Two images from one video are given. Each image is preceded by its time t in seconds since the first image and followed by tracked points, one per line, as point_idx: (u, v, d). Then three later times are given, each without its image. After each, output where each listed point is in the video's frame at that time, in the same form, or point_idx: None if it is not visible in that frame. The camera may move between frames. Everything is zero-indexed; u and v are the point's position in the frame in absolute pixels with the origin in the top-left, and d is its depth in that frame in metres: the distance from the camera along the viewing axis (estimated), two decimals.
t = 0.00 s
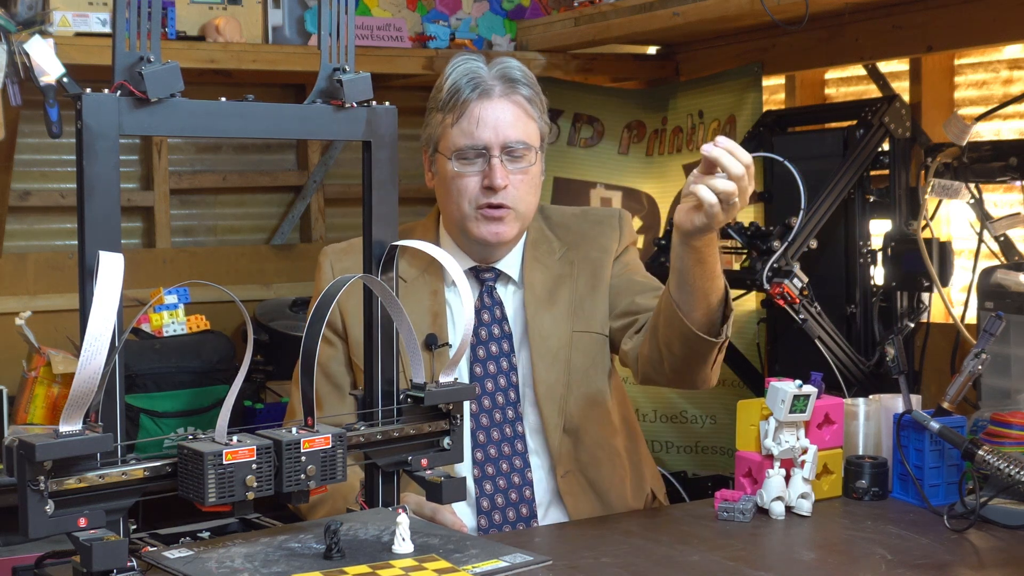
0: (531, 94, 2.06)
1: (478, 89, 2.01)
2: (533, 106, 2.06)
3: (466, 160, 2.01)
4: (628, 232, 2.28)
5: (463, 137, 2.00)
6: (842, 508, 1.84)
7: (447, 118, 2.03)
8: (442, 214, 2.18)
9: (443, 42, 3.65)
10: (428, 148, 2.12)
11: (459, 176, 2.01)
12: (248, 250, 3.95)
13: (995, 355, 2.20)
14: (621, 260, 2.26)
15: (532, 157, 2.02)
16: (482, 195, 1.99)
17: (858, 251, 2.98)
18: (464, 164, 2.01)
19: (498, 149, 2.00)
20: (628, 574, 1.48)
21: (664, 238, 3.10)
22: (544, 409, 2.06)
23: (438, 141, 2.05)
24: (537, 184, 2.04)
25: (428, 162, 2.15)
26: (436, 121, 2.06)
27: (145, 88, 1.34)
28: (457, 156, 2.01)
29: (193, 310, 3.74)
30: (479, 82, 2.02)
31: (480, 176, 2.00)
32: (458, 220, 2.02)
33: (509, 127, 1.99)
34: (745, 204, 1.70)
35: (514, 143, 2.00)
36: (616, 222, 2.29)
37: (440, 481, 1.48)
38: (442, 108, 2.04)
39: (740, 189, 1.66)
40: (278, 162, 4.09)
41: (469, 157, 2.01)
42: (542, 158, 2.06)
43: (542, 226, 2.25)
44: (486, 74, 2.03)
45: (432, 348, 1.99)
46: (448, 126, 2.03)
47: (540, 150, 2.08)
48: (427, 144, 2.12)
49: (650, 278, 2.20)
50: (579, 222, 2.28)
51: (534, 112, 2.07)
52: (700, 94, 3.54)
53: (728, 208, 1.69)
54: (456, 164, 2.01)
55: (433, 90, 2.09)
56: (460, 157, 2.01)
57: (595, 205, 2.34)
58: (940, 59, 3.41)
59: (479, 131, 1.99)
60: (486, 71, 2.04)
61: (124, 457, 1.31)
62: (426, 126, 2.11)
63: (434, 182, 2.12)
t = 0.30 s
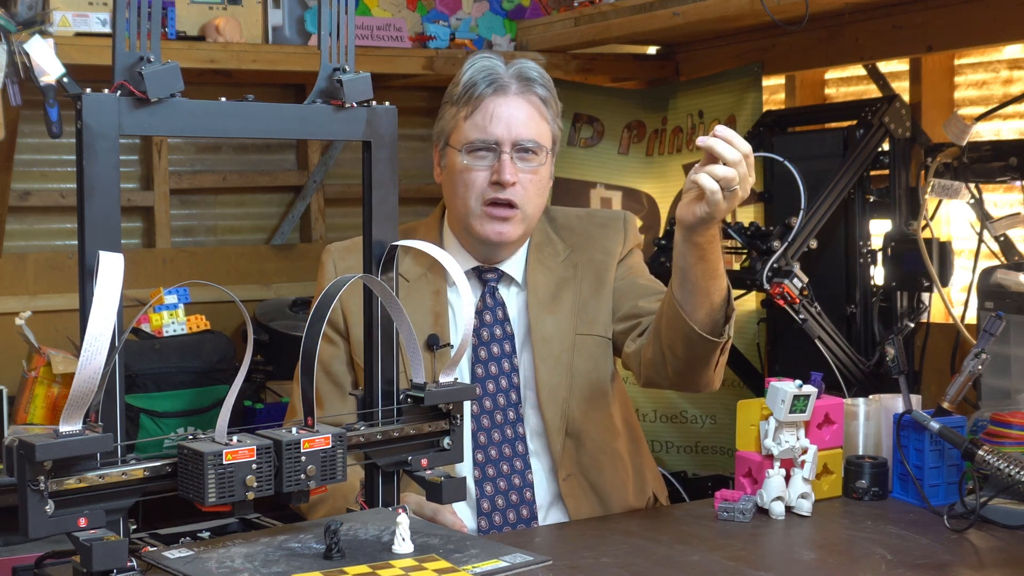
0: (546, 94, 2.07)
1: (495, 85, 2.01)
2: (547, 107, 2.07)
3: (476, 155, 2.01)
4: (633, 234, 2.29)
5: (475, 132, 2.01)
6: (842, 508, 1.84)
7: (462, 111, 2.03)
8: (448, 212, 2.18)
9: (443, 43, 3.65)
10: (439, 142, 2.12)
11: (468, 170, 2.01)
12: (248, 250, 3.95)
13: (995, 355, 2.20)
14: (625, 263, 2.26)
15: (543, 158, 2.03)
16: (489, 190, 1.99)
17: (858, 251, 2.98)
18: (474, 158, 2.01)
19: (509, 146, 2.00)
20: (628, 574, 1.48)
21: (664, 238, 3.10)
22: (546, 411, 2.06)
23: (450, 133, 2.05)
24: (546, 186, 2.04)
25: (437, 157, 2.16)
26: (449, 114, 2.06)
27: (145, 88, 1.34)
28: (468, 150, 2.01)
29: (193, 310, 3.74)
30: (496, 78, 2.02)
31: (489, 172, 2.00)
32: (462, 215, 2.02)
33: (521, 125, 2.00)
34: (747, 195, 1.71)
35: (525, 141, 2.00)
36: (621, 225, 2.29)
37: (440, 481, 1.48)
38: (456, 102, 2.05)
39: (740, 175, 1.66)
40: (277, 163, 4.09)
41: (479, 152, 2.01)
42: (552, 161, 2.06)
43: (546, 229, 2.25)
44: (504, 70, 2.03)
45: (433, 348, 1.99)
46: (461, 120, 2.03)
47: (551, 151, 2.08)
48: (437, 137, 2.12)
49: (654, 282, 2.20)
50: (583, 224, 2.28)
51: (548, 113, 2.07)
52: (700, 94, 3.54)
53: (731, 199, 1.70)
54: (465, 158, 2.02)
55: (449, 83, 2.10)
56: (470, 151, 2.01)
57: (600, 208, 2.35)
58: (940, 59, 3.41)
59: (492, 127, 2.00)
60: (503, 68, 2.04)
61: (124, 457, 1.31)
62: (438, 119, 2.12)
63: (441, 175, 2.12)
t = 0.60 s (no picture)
0: (559, 96, 2.07)
1: (509, 86, 2.01)
2: (560, 108, 2.07)
3: (488, 154, 2.01)
4: (638, 238, 2.27)
5: (487, 131, 2.01)
6: (842, 508, 1.84)
7: (474, 111, 2.03)
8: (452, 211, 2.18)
9: (443, 43, 3.66)
10: (448, 140, 2.12)
11: (480, 170, 2.01)
12: (248, 250, 3.95)
13: (995, 355, 2.20)
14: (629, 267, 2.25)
15: (554, 159, 2.03)
16: (501, 191, 2.00)
17: (858, 251, 2.98)
18: (486, 158, 2.01)
19: (521, 148, 2.00)
20: (628, 574, 1.48)
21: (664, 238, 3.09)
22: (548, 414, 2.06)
23: (461, 132, 2.05)
24: (555, 187, 2.05)
25: (445, 155, 2.16)
26: (461, 113, 2.06)
27: (145, 88, 1.34)
28: (480, 150, 2.02)
29: (193, 310, 3.74)
30: (510, 78, 2.02)
31: (501, 172, 2.00)
32: (471, 215, 2.02)
33: (535, 126, 2.00)
34: (754, 201, 1.71)
35: (538, 142, 2.00)
36: (626, 226, 2.28)
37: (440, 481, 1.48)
38: (468, 101, 2.04)
39: (748, 181, 1.67)
40: (277, 163, 4.09)
41: (491, 152, 2.01)
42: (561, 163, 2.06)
43: (551, 232, 2.25)
44: (517, 71, 2.03)
45: (434, 348, 2.00)
46: (473, 120, 2.03)
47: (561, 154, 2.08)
48: (446, 136, 2.12)
49: (658, 286, 2.19)
50: (589, 226, 2.27)
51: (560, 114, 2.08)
52: (700, 94, 3.54)
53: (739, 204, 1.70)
54: (477, 158, 2.02)
55: (460, 83, 2.09)
56: (483, 151, 2.01)
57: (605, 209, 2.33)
58: (940, 59, 3.41)
59: (505, 127, 2.00)
60: (517, 69, 2.04)
61: (124, 457, 1.31)
62: (448, 118, 2.11)
63: (450, 174, 2.12)
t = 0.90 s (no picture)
0: (569, 90, 2.06)
1: (519, 85, 2.01)
2: (571, 103, 2.07)
3: (503, 155, 2.02)
4: (645, 248, 2.24)
5: (501, 130, 2.01)
6: (842, 508, 1.84)
7: (487, 112, 2.03)
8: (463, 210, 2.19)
9: (443, 43, 3.65)
10: (460, 143, 2.12)
11: (495, 170, 2.01)
12: (248, 250, 3.96)
13: (995, 355, 2.20)
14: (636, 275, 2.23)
15: (568, 155, 2.03)
16: (519, 190, 2.00)
17: (858, 251, 2.98)
18: (501, 157, 2.02)
19: (536, 145, 2.01)
20: (628, 574, 1.48)
21: (664, 238, 3.09)
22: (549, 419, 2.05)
23: (473, 133, 2.06)
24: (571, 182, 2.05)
25: (457, 157, 2.16)
26: (471, 115, 2.06)
27: (145, 88, 1.34)
28: (494, 150, 2.02)
29: (193, 310, 3.74)
30: (519, 77, 2.01)
31: (517, 172, 2.01)
32: (487, 215, 2.02)
33: (549, 122, 2.00)
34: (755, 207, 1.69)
35: (553, 137, 2.01)
36: (635, 235, 2.25)
37: (440, 481, 1.48)
38: (479, 102, 2.04)
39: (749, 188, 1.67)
40: (277, 163, 4.09)
41: (506, 151, 2.02)
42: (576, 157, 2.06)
43: (561, 239, 2.23)
44: (526, 70, 2.03)
45: (438, 348, 1.98)
46: (486, 120, 2.03)
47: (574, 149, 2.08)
48: (458, 139, 2.12)
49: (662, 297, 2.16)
50: (598, 233, 2.25)
51: (571, 109, 2.08)
52: (700, 94, 3.54)
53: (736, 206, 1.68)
54: (492, 158, 2.02)
55: (467, 87, 2.10)
56: (497, 151, 2.02)
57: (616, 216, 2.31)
58: (941, 59, 3.41)
59: (519, 125, 2.00)
60: (525, 67, 2.03)
61: (124, 457, 1.31)
62: (458, 121, 2.12)
63: (464, 176, 2.13)
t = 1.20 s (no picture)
0: (578, 90, 2.08)
1: (529, 80, 2.03)
2: (579, 102, 2.09)
3: (510, 147, 2.02)
4: (652, 254, 2.26)
5: (510, 123, 2.02)
6: (842, 508, 1.84)
7: (496, 105, 2.04)
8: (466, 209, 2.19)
9: (443, 43, 3.65)
10: (466, 138, 2.13)
11: (502, 162, 2.01)
12: (248, 250, 3.96)
13: (995, 355, 2.20)
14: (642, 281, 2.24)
15: (575, 152, 2.04)
16: (526, 182, 1.99)
17: (858, 251, 2.98)
18: (509, 150, 2.02)
19: (544, 139, 2.01)
20: (628, 574, 1.48)
21: (664, 238, 3.09)
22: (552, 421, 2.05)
23: (481, 126, 2.06)
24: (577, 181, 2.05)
25: (462, 153, 2.16)
26: (480, 109, 2.07)
27: (145, 88, 1.34)
28: (502, 143, 2.02)
29: (193, 310, 3.75)
30: (529, 73, 2.04)
31: (524, 165, 2.01)
32: (489, 208, 2.01)
33: (557, 116, 2.01)
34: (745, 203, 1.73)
35: (561, 132, 2.01)
36: (641, 241, 2.27)
37: (440, 481, 1.48)
38: (488, 97, 2.06)
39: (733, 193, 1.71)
40: (277, 163, 4.09)
41: (514, 144, 2.02)
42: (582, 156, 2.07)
43: (566, 240, 2.24)
44: (536, 67, 2.05)
45: (444, 351, 2.00)
46: (494, 113, 2.04)
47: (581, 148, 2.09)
48: (464, 134, 2.12)
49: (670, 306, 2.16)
50: (604, 237, 2.26)
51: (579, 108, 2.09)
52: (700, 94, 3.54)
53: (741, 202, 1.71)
54: (499, 150, 2.02)
55: (476, 83, 2.11)
56: (504, 143, 2.02)
57: (624, 221, 2.33)
58: (941, 59, 3.41)
59: (528, 118, 2.01)
60: (535, 65, 2.06)
61: (125, 457, 1.31)
62: (466, 116, 2.12)
63: (469, 172, 2.12)
